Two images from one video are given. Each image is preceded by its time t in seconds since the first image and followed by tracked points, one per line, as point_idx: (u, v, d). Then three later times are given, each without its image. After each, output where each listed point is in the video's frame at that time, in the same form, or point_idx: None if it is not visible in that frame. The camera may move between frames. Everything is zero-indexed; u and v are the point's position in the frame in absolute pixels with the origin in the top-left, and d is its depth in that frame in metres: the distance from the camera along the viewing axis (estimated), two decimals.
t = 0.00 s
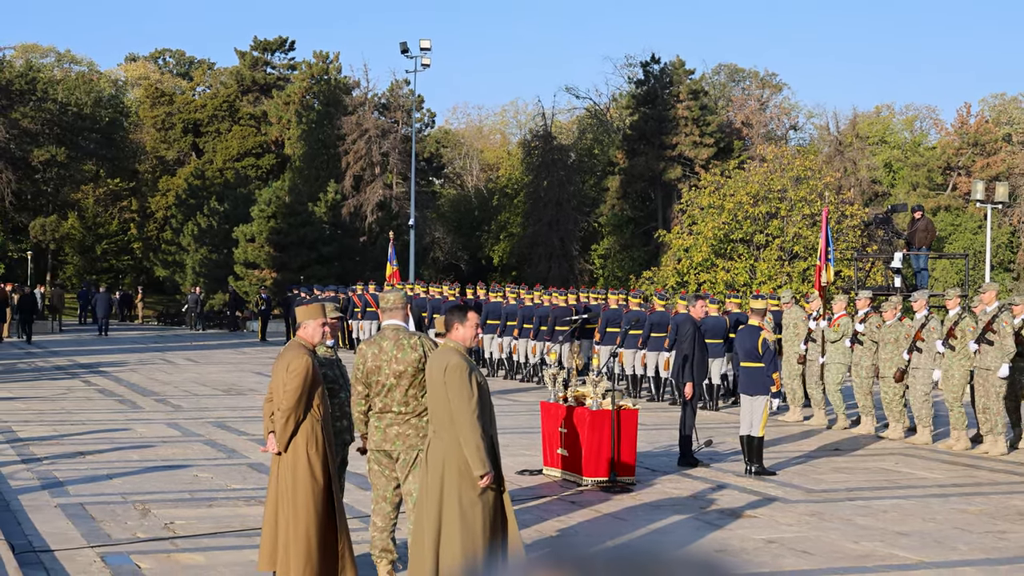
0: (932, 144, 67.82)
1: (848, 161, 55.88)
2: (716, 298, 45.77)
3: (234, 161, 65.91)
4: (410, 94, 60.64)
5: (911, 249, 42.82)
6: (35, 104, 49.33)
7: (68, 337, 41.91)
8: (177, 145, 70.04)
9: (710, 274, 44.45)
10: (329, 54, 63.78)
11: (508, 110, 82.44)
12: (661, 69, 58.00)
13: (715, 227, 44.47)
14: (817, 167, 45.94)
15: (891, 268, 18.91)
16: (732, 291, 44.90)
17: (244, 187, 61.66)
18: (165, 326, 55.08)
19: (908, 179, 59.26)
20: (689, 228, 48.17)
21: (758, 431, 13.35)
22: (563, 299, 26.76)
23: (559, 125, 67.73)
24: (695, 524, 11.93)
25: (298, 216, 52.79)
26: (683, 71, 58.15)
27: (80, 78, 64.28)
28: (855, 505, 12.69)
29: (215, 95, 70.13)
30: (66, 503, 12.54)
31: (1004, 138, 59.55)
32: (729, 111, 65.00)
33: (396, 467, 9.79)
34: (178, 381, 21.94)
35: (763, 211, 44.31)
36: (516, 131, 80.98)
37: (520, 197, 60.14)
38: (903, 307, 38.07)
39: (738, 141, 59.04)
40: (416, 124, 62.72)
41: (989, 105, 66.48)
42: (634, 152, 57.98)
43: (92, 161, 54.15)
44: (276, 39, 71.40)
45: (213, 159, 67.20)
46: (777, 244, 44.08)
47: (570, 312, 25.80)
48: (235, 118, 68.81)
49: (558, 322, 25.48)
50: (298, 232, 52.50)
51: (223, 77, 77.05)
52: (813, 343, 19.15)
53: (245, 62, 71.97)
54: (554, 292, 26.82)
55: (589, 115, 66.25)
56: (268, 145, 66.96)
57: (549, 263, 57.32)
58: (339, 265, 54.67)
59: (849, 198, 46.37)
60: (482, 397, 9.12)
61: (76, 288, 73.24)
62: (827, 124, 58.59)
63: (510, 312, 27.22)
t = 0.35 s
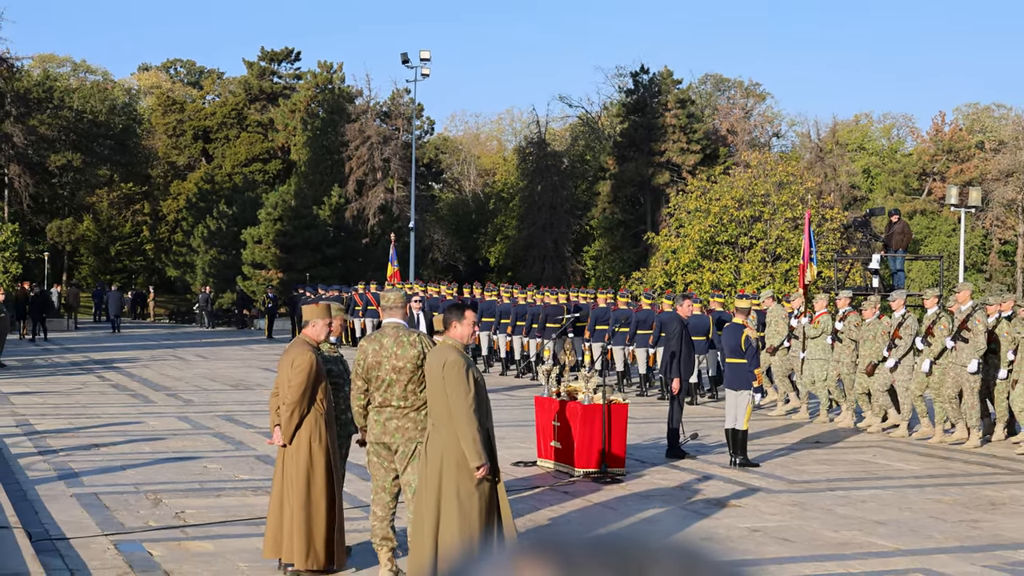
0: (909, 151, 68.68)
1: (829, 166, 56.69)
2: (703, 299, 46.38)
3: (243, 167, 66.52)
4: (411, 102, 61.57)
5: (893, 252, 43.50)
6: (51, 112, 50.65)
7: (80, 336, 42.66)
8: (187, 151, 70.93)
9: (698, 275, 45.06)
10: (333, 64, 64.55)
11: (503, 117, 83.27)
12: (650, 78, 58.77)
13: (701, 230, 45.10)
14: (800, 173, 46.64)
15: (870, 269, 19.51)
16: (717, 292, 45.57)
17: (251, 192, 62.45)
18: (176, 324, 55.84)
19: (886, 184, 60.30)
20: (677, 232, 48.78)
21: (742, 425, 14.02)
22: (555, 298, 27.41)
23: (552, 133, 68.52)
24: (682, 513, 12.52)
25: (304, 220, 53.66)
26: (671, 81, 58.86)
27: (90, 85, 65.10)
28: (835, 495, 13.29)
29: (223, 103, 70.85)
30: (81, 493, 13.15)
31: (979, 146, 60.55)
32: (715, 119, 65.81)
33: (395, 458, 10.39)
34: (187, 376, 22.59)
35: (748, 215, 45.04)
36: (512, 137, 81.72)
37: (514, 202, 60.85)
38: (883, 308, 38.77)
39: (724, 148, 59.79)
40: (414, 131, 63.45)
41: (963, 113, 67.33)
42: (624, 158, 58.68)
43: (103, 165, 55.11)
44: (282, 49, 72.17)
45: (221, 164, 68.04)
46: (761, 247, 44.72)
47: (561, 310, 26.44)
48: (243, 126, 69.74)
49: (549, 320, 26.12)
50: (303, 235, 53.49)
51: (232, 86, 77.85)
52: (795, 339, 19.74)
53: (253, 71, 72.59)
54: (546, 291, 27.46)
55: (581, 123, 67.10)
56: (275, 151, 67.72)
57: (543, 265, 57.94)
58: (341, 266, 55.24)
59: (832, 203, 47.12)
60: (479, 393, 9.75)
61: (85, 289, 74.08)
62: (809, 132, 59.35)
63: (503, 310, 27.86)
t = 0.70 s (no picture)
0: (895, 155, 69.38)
1: (817, 170, 57.23)
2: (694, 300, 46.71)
3: (244, 169, 67.18)
4: (409, 107, 61.74)
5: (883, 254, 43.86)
6: (58, 115, 49.94)
7: (83, 335, 43.04)
8: (190, 154, 71.33)
9: (688, 276, 45.45)
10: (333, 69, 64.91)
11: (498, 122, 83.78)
12: (643, 84, 59.21)
13: (692, 232, 45.40)
14: (788, 176, 47.07)
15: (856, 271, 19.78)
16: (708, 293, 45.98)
17: (252, 194, 62.78)
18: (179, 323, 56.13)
19: (872, 189, 61.08)
20: (669, 233, 49.08)
21: (731, 423, 14.34)
22: (550, 299, 27.75)
23: (547, 137, 68.94)
24: (673, 509, 12.83)
25: (303, 220, 54.11)
26: (664, 86, 59.30)
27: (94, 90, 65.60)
28: (822, 492, 13.61)
29: (225, 107, 71.27)
30: (86, 488, 13.47)
31: (964, 150, 61.20)
32: (705, 124, 66.34)
33: (389, 455, 10.73)
34: (190, 374, 22.93)
35: (738, 217, 45.45)
36: (508, 141, 82.18)
37: (509, 204, 61.27)
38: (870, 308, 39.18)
39: (715, 151, 60.24)
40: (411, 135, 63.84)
41: (947, 119, 67.97)
42: (617, 161, 59.04)
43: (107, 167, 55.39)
44: (283, 55, 72.54)
45: (224, 167, 68.46)
46: (750, 249, 45.17)
47: (556, 311, 26.75)
48: (246, 130, 70.14)
49: (545, 320, 26.44)
50: (303, 236, 53.96)
51: (234, 90, 78.24)
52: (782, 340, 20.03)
53: (255, 77, 72.89)
54: (541, 291, 27.78)
55: (575, 127, 67.63)
56: (276, 154, 68.04)
57: (537, 265, 58.26)
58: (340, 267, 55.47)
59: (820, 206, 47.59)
60: (475, 390, 10.07)
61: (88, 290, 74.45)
62: (797, 136, 59.79)
63: (499, 311, 28.17)
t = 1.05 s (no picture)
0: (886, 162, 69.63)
1: (808, 177, 57.32)
2: (685, 306, 46.73)
3: (235, 176, 66.99)
4: (400, 113, 61.57)
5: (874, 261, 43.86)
6: (46, 122, 49.89)
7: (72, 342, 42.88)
8: (181, 160, 71.12)
9: (679, 283, 45.52)
10: (323, 75, 64.94)
11: (491, 129, 83.82)
12: (634, 91, 59.23)
13: (684, 239, 45.47)
14: (780, 183, 47.06)
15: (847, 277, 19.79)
16: (699, 299, 46.00)
17: (244, 201, 62.57)
18: (169, 331, 55.95)
19: (863, 195, 61.26)
20: (660, 240, 48.98)
21: (721, 430, 14.36)
22: (542, 307, 27.72)
23: (538, 143, 69.01)
24: (664, 516, 12.81)
25: (294, 227, 53.89)
26: (655, 93, 59.31)
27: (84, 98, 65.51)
28: (813, 499, 13.61)
29: (216, 114, 71.05)
30: (76, 496, 13.42)
31: (954, 157, 61.36)
32: (696, 130, 66.50)
33: (378, 463, 10.70)
34: (181, 381, 22.88)
35: (729, 224, 45.45)
36: (499, 148, 82.15)
37: (501, 211, 61.27)
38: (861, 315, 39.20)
39: (706, 159, 60.38)
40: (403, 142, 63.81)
41: (939, 125, 68.34)
42: (608, 168, 59.10)
43: (98, 174, 55.29)
44: (274, 61, 72.38)
45: (215, 174, 68.31)
46: (741, 256, 45.25)
47: (548, 318, 26.71)
48: (236, 136, 69.91)
49: (537, 327, 26.41)
50: (293, 242, 53.44)
51: (225, 96, 78.07)
52: (773, 347, 20.03)
53: (245, 83, 72.67)
54: (533, 299, 27.75)
55: (566, 134, 67.73)
56: (267, 161, 67.84)
57: (529, 272, 58.20)
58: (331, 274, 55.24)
59: (811, 213, 47.65)
60: (466, 399, 10.02)
61: (79, 296, 74.28)
62: (788, 143, 59.82)
63: (491, 318, 28.14)
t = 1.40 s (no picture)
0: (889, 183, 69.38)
1: (812, 198, 56.80)
2: (685, 329, 46.32)
3: (224, 196, 65.40)
4: (394, 132, 61.43)
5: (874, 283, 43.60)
6: (31, 139, 49.37)
7: (55, 365, 42.34)
8: (168, 180, 70.28)
9: (679, 306, 45.12)
10: (315, 93, 64.62)
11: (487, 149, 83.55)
12: (632, 110, 58.93)
13: (684, 260, 45.13)
14: (780, 204, 46.69)
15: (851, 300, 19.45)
16: (698, 322, 45.57)
17: (234, 221, 62.03)
18: (159, 354, 55.34)
19: (867, 217, 60.98)
20: (659, 262, 48.53)
21: (723, 457, 13.95)
22: (537, 330, 27.36)
23: (535, 163, 68.72)
24: (663, 547, 12.40)
25: (284, 247, 53.23)
26: (654, 112, 58.97)
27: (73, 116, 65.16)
28: (816, 529, 13.21)
29: (205, 132, 70.58)
30: (57, 525, 12.98)
31: (959, 178, 61.37)
32: (696, 150, 66.29)
33: (370, 491, 10.27)
34: (167, 406, 22.45)
35: (730, 246, 45.07)
36: (494, 168, 81.87)
37: (497, 231, 60.83)
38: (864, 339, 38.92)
39: (706, 179, 60.09)
40: (397, 161, 63.38)
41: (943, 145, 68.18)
42: (607, 189, 58.76)
43: (86, 193, 54.82)
44: (266, 79, 72.01)
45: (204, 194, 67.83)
46: (742, 279, 44.86)
47: (543, 342, 26.33)
48: (225, 154, 69.43)
49: (531, 351, 26.05)
50: (283, 263, 52.89)
51: (215, 114, 77.69)
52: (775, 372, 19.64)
53: (236, 101, 72.06)
54: (527, 322, 27.38)
55: (563, 154, 67.44)
56: (258, 181, 67.30)
57: (525, 294, 57.77)
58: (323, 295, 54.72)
59: (811, 234, 47.32)
60: (461, 424, 9.62)
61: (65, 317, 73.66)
62: (789, 164, 59.44)
63: (484, 342, 27.77)
